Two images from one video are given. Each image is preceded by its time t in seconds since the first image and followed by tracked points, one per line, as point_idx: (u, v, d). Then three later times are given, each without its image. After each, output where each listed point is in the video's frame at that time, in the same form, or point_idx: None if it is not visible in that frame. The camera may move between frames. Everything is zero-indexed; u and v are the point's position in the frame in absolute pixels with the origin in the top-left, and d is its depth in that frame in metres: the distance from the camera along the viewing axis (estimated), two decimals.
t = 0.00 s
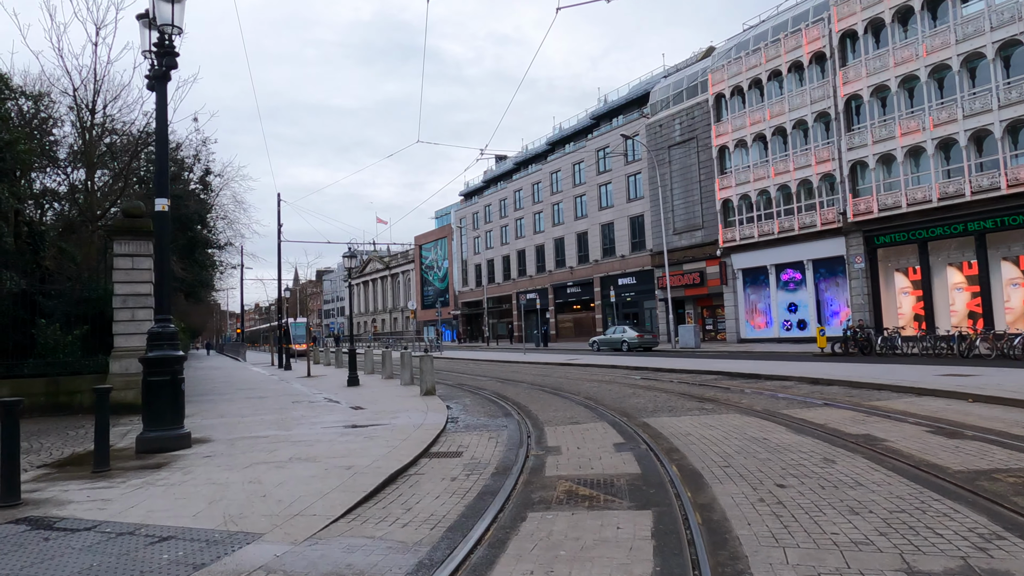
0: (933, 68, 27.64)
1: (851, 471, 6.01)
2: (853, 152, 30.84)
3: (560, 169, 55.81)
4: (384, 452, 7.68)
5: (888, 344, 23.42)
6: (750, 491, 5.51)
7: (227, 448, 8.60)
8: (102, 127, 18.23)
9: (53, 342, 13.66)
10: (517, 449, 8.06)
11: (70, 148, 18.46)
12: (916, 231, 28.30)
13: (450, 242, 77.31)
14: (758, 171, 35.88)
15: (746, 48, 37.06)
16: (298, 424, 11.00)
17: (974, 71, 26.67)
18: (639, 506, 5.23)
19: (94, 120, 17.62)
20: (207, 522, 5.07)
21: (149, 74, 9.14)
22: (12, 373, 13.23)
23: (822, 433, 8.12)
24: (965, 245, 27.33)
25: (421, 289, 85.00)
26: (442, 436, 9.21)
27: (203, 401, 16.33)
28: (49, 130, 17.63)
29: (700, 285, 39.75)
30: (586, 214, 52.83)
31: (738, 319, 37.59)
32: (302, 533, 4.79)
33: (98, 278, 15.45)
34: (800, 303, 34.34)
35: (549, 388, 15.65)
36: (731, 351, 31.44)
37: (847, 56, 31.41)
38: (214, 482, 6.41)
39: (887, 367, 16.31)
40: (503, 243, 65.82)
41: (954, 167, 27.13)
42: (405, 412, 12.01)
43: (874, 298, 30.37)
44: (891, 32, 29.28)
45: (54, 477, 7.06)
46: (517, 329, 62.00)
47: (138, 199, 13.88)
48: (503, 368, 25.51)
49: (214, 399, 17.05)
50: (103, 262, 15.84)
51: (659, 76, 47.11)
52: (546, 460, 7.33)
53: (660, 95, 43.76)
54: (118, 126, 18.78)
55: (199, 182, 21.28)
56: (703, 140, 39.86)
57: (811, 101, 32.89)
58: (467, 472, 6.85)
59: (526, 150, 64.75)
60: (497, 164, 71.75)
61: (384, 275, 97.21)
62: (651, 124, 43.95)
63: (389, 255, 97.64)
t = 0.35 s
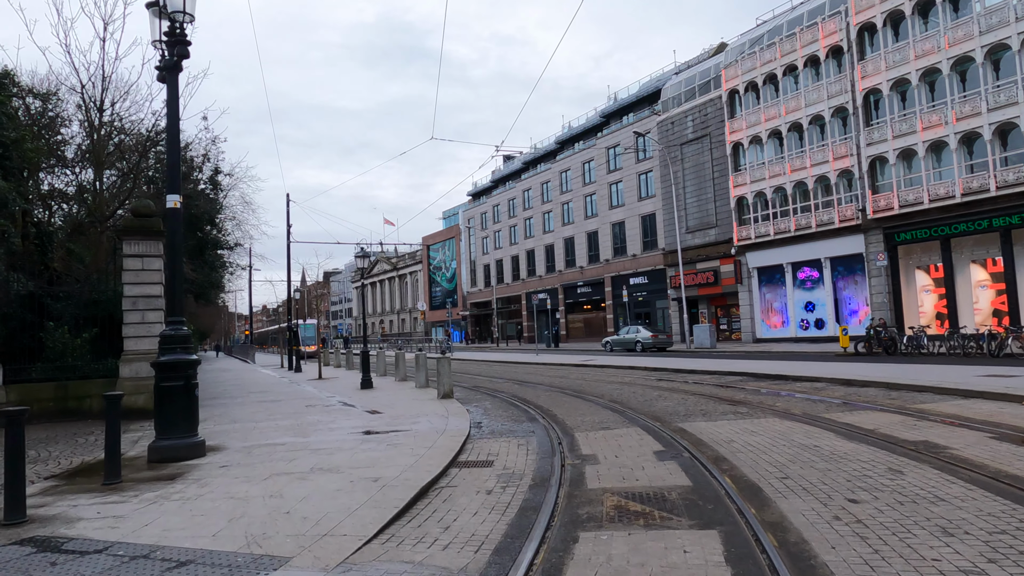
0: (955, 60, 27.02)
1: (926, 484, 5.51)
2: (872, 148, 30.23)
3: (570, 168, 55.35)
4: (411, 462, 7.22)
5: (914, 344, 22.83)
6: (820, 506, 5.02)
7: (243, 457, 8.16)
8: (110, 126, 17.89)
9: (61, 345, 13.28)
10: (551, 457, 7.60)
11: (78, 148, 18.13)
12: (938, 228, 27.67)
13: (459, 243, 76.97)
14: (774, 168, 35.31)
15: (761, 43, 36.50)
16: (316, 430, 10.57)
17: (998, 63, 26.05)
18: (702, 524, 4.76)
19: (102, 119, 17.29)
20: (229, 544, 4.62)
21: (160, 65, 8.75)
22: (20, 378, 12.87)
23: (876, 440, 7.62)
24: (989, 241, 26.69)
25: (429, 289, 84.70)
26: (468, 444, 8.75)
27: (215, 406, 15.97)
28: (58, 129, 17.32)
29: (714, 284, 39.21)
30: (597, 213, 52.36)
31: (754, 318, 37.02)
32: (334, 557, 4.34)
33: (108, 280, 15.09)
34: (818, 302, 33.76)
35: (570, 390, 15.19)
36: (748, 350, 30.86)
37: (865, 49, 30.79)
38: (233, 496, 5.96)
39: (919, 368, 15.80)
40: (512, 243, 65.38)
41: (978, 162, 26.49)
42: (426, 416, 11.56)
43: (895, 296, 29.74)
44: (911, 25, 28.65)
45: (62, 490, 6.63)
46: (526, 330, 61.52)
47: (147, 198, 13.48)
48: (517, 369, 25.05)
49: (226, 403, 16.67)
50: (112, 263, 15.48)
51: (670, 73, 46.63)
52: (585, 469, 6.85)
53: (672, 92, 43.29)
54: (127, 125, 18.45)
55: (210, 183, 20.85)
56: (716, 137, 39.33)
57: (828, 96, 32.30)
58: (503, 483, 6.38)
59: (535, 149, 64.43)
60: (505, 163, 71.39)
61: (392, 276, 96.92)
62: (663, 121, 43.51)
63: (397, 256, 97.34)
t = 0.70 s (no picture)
0: (976, 49, 26.40)
1: (1012, 487, 4.98)
2: (889, 139, 29.59)
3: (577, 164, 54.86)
4: (438, 464, 6.72)
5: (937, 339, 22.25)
6: (905, 512, 4.50)
7: (257, 458, 7.68)
8: (115, 119, 17.45)
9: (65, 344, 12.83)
10: (585, 458, 7.09)
11: (81, 142, 17.70)
12: (958, 221, 27.05)
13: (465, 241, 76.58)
14: (787, 162, 34.72)
15: (773, 35, 35.91)
16: (331, 429, 10.10)
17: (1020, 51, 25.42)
18: (775, 532, 4.26)
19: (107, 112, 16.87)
20: (247, 558, 4.12)
21: (166, 44, 8.29)
22: (21, 377, 12.43)
23: (935, 437, 7.09)
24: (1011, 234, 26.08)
25: (435, 288, 84.32)
26: (493, 443, 8.26)
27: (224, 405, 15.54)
28: (61, 122, 16.89)
29: (726, 281, 38.69)
30: (605, 210, 51.87)
31: (767, 315, 36.44)
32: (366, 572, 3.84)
33: (112, 277, 14.65)
34: (833, 297, 33.20)
35: (589, 388, 14.68)
36: (764, 347, 30.27)
37: (882, 39, 30.15)
38: (248, 502, 5.46)
39: (950, 363, 15.30)
40: (519, 241, 64.89)
41: (1000, 153, 25.88)
42: (443, 415, 11.08)
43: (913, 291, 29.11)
44: (930, 13, 28.00)
45: (64, 495, 6.16)
46: (533, 328, 61.05)
47: (152, 191, 13.00)
48: (529, 367, 24.57)
49: (235, 402, 16.24)
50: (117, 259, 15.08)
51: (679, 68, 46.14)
52: (625, 471, 6.35)
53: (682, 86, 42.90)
54: (130, 119, 18.00)
55: (216, 179, 20.39)
56: (728, 131, 38.80)
57: (843, 88, 31.69)
58: (540, 486, 5.88)
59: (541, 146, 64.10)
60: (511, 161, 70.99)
61: (397, 275, 96.56)
62: (674, 116, 43.09)
63: (402, 255, 96.97)
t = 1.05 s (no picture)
0: (996, 42, 25.85)
1: None
2: (906, 135, 29.03)
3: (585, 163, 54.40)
4: (470, 476, 6.24)
5: (961, 338, 21.70)
6: (1008, 535, 4.00)
7: (272, 469, 7.21)
8: (120, 117, 17.03)
9: (69, 346, 12.38)
10: (625, 468, 6.61)
11: (85, 140, 17.27)
12: (978, 218, 26.48)
13: (470, 241, 76.15)
14: (801, 159, 34.16)
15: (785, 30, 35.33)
16: (348, 437, 9.62)
17: None
18: (867, 560, 3.77)
19: (112, 110, 16.45)
20: None
21: (172, 30, 7.82)
22: (24, 381, 11.97)
23: (1003, 446, 6.57)
24: None
25: (440, 288, 83.88)
26: (523, 452, 7.78)
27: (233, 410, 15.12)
28: (65, 120, 16.49)
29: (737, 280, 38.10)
30: (612, 209, 51.38)
31: (780, 314, 35.91)
32: None
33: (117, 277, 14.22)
34: (848, 296, 32.66)
35: (611, 391, 14.20)
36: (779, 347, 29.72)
37: (897, 33, 29.60)
38: (268, 522, 4.99)
39: (983, 363, 14.79)
40: (525, 241, 64.42)
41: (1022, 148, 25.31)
42: (464, 420, 10.58)
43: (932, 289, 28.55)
44: (947, 6, 27.45)
45: (68, 512, 5.69)
46: (540, 328, 60.55)
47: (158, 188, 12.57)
48: (541, 368, 24.11)
49: (243, 406, 15.79)
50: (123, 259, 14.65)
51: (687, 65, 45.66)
52: (674, 484, 5.87)
53: (690, 84, 42.38)
54: (135, 117, 17.57)
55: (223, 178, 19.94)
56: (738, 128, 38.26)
57: (859, 83, 31.12)
58: (585, 502, 5.41)
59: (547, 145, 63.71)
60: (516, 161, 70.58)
61: (402, 276, 96.17)
62: (682, 113, 42.61)
63: (406, 256, 96.57)
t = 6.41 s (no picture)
0: None
1: None
2: None
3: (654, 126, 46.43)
4: None
5: None
6: None
7: None
8: None
9: None
10: None
11: None
12: None
13: (511, 223, 68.62)
14: (977, 97, 25.82)
15: None
16: None
17: None
18: None
19: None
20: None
21: None
22: None
23: None
24: None
25: (476, 275, 76.56)
26: None
27: (179, 464, 7.92)
28: None
29: (870, 260, 29.88)
30: (689, 178, 43.38)
31: (935, 302, 27.71)
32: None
33: None
34: None
35: (958, 450, 6.62)
36: (968, 347, 21.65)
37: None
38: None
39: None
40: (577, 220, 56.59)
41: None
42: None
43: None
44: None
45: None
46: (597, 320, 52.89)
47: None
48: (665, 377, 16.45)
49: (198, 456, 8.52)
50: None
51: None
52: None
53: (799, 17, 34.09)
54: None
55: (199, 79, 12.52)
56: (873, 66, 29.97)
57: None
58: None
59: (605, 111, 55.86)
60: (565, 131, 62.76)
61: (434, 262, 89.03)
62: (789, 54, 34.39)
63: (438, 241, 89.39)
